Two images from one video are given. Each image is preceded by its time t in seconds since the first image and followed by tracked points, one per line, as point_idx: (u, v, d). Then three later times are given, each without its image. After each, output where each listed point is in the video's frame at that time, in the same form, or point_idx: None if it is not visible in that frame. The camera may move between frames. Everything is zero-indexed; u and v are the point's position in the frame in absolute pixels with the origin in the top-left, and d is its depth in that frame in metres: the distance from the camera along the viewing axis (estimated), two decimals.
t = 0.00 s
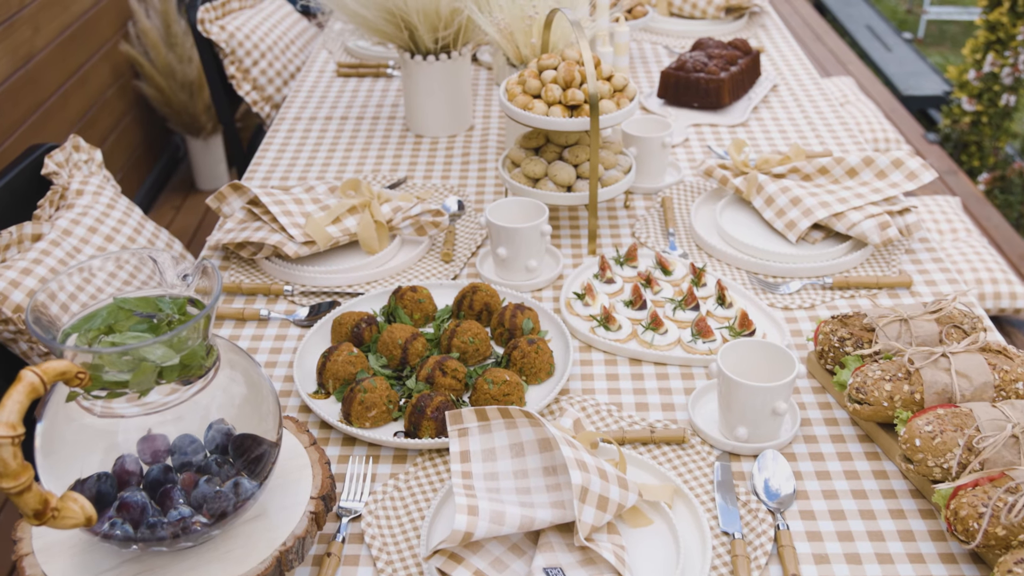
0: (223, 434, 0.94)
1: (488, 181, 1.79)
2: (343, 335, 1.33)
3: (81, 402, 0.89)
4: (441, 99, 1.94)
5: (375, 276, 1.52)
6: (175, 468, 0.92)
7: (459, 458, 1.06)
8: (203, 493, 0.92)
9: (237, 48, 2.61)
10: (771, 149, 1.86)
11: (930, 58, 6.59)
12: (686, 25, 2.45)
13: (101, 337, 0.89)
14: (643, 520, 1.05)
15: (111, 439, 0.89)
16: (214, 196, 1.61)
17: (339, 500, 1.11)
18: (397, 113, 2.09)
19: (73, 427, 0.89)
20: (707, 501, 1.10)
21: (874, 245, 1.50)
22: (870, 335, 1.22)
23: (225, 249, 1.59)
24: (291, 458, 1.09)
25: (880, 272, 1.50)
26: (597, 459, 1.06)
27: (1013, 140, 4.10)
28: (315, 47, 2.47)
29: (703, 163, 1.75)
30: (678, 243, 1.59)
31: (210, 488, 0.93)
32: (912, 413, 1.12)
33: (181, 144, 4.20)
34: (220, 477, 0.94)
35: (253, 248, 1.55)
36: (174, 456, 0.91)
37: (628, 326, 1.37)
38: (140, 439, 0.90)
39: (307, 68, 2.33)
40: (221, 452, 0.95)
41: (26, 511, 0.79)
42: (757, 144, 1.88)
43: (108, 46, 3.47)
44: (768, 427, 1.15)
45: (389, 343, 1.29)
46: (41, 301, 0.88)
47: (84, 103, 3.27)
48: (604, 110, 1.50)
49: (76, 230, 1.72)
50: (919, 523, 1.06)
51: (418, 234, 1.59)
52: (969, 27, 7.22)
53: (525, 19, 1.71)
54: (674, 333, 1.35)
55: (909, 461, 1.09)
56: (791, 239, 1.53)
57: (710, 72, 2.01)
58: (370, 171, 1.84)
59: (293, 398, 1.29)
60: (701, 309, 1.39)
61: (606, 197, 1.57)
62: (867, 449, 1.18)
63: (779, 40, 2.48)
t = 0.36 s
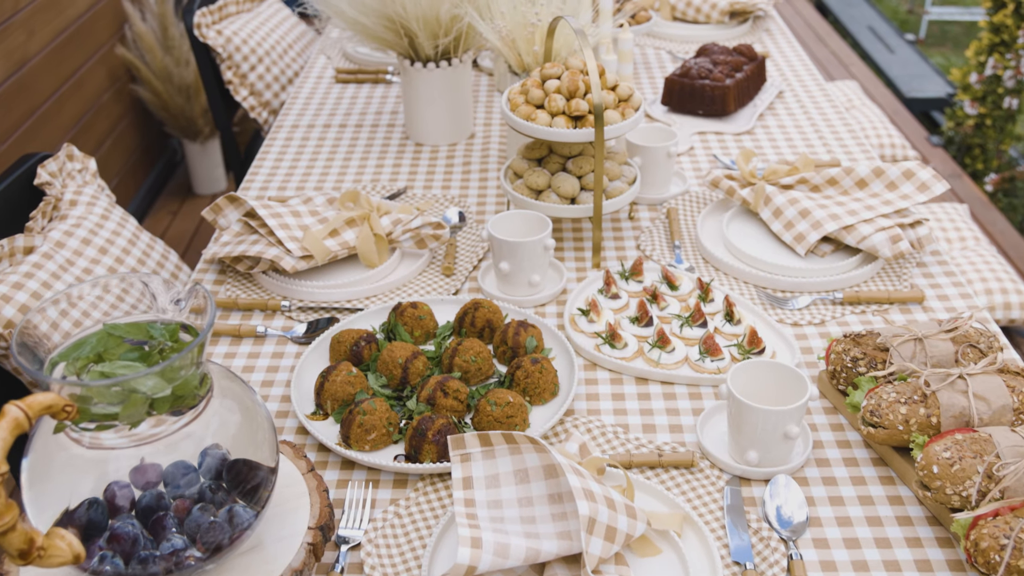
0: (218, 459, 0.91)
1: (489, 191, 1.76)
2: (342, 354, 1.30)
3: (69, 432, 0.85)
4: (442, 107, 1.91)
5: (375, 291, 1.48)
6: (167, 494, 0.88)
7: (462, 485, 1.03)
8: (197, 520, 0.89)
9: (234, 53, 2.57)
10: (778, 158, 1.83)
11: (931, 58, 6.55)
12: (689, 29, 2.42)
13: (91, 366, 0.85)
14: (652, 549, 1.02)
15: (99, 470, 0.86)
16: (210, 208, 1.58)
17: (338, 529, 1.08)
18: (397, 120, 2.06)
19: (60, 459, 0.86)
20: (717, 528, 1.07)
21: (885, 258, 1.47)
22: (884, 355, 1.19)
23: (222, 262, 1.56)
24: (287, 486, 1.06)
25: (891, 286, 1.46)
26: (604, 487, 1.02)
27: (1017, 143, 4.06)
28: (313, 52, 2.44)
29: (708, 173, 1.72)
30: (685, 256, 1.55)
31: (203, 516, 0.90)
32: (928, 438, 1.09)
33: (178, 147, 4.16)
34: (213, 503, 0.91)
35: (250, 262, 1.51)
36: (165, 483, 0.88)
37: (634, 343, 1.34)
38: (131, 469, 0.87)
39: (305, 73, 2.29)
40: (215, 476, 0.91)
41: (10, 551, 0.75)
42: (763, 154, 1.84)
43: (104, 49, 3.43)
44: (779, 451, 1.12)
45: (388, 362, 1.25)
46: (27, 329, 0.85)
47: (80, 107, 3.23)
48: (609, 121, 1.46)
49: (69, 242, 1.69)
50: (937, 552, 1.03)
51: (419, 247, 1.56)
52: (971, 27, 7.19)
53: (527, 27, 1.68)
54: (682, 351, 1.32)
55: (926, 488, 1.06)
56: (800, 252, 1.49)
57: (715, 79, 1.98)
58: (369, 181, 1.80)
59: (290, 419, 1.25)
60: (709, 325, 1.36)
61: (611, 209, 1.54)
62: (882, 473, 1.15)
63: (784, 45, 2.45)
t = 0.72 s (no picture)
0: (210, 485, 0.87)
1: (489, 202, 1.72)
2: (338, 373, 1.26)
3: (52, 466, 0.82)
4: (440, 114, 1.87)
5: (372, 306, 1.44)
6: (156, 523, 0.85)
7: (461, 514, 1.00)
8: (187, 549, 0.85)
9: (230, 58, 2.53)
10: (783, 168, 1.79)
11: (932, 59, 6.53)
12: (693, 34, 2.39)
13: (75, 397, 0.82)
14: None
15: (84, 504, 0.82)
16: (203, 220, 1.54)
17: (334, 558, 1.05)
18: (395, 128, 2.02)
19: (41, 492, 0.82)
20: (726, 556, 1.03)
21: (895, 272, 1.43)
22: (896, 375, 1.15)
23: (215, 276, 1.52)
24: (281, 516, 1.03)
25: (901, 301, 1.43)
26: (609, 516, 0.99)
27: (1020, 146, 4.03)
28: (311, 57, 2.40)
29: (713, 183, 1.68)
30: (689, 269, 1.52)
31: (194, 544, 0.86)
32: (943, 463, 1.05)
33: (174, 151, 4.12)
34: (204, 531, 0.87)
35: (244, 276, 1.48)
36: (154, 514, 0.85)
37: (638, 361, 1.30)
38: (117, 502, 0.83)
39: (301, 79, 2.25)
40: (206, 503, 0.88)
41: None
42: (768, 162, 1.81)
43: (99, 53, 3.40)
44: (789, 475, 1.08)
45: (386, 382, 1.22)
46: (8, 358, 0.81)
47: (74, 112, 3.20)
48: (612, 132, 1.43)
49: (60, 254, 1.65)
50: None
51: (417, 260, 1.52)
52: (971, 27, 7.16)
53: (528, 34, 1.65)
54: (687, 369, 1.28)
55: (942, 515, 1.02)
56: (808, 265, 1.46)
57: (719, 86, 1.94)
58: (366, 192, 1.77)
59: (285, 441, 1.22)
60: (715, 342, 1.32)
61: (614, 222, 1.50)
62: (895, 498, 1.11)
63: (788, 50, 2.41)
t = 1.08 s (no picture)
0: (194, 516, 0.84)
1: (486, 214, 1.68)
2: (330, 394, 1.22)
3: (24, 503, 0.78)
4: (437, 122, 1.83)
5: (365, 322, 1.40)
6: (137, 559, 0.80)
7: (455, 545, 0.96)
8: None
9: (224, 62, 2.49)
10: (786, 177, 1.76)
11: (933, 60, 6.50)
12: (694, 39, 2.35)
13: (49, 431, 0.78)
14: None
15: (59, 542, 0.77)
16: (193, 233, 1.50)
17: None
18: (390, 135, 1.98)
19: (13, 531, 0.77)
20: None
21: (902, 287, 1.40)
22: (906, 397, 1.11)
23: (205, 290, 1.48)
24: (267, 546, 0.99)
25: (909, 316, 1.39)
26: (610, 548, 0.95)
27: None
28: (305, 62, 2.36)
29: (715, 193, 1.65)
30: (691, 283, 1.48)
31: None
32: (956, 490, 1.01)
33: (169, 155, 4.08)
34: (188, 563, 0.84)
35: (234, 291, 1.44)
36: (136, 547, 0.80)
37: (639, 380, 1.26)
38: (95, 539, 0.78)
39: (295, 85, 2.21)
40: (191, 534, 0.84)
41: None
42: (771, 172, 1.77)
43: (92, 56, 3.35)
44: (796, 502, 1.04)
45: (379, 403, 1.18)
46: None
47: (67, 116, 3.15)
48: (612, 142, 1.39)
49: (46, 266, 1.61)
50: None
51: (412, 274, 1.48)
52: (972, 28, 7.13)
53: (525, 41, 1.61)
54: (690, 389, 1.24)
55: (955, 546, 0.99)
56: (813, 280, 1.42)
57: (720, 93, 1.90)
58: (360, 202, 1.73)
59: (274, 465, 1.18)
60: (718, 360, 1.28)
61: (614, 234, 1.46)
62: (905, 526, 1.07)
63: (790, 54, 2.37)
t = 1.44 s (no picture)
0: (175, 552, 0.79)
1: (482, 226, 1.64)
2: (319, 418, 1.18)
3: None
4: (432, 131, 1.78)
5: (357, 340, 1.36)
6: None
7: None
8: None
9: (216, 68, 2.44)
10: (790, 188, 1.71)
11: (934, 62, 6.46)
12: (695, 44, 2.31)
13: (16, 472, 0.75)
14: None
15: None
16: (179, 248, 1.46)
17: None
18: (385, 144, 1.94)
19: None
20: None
21: (911, 303, 1.35)
22: (919, 424, 1.07)
23: (192, 307, 1.44)
24: None
25: (918, 335, 1.35)
26: None
27: None
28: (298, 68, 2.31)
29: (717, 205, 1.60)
30: (694, 299, 1.44)
31: None
32: (972, 523, 0.97)
33: (163, 159, 4.03)
34: None
35: (221, 308, 1.39)
36: None
37: (640, 403, 1.22)
38: None
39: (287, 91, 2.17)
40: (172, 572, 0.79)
41: None
42: (775, 182, 1.73)
43: (84, 60, 3.30)
44: (804, 534, 1.00)
45: (370, 429, 1.13)
46: None
47: (58, 121, 3.10)
48: (612, 155, 1.35)
49: (29, 280, 1.56)
50: None
51: (406, 291, 1.43)
52: (972, 29, 7.09)
53: (522, 50, 1.58)
54: (693, 412, 1.20)
55: None
56: (820, 296, 1.38)
57: (722, 101, 1.86)
58: (353, 214, 1.68)
59: (261, 493, 1.13)
60: (722, 382, 1.24)
61: (614, 249, 1.42)
62: (918, 559, 1.03)
63: (792, 60, 2.33)
